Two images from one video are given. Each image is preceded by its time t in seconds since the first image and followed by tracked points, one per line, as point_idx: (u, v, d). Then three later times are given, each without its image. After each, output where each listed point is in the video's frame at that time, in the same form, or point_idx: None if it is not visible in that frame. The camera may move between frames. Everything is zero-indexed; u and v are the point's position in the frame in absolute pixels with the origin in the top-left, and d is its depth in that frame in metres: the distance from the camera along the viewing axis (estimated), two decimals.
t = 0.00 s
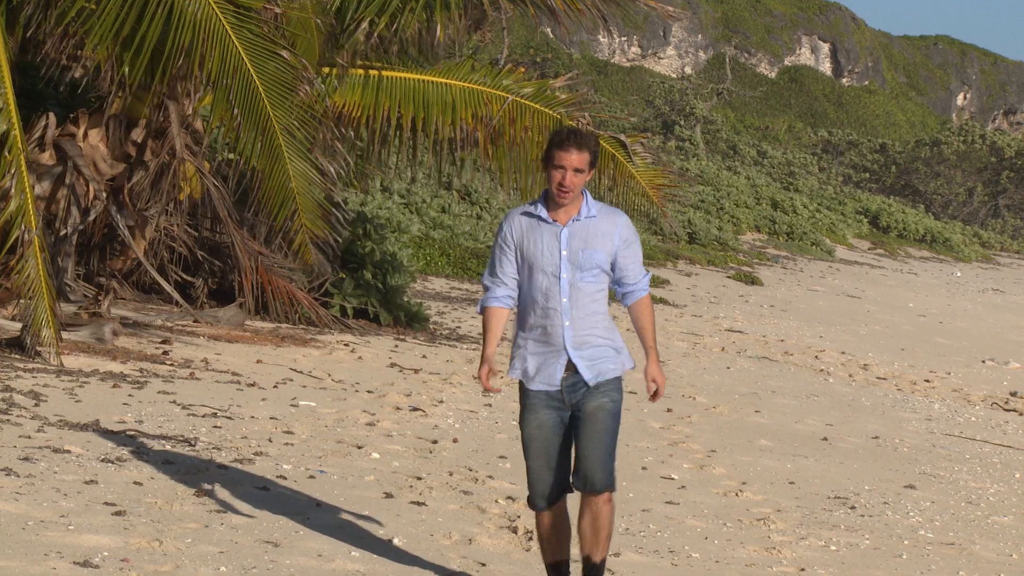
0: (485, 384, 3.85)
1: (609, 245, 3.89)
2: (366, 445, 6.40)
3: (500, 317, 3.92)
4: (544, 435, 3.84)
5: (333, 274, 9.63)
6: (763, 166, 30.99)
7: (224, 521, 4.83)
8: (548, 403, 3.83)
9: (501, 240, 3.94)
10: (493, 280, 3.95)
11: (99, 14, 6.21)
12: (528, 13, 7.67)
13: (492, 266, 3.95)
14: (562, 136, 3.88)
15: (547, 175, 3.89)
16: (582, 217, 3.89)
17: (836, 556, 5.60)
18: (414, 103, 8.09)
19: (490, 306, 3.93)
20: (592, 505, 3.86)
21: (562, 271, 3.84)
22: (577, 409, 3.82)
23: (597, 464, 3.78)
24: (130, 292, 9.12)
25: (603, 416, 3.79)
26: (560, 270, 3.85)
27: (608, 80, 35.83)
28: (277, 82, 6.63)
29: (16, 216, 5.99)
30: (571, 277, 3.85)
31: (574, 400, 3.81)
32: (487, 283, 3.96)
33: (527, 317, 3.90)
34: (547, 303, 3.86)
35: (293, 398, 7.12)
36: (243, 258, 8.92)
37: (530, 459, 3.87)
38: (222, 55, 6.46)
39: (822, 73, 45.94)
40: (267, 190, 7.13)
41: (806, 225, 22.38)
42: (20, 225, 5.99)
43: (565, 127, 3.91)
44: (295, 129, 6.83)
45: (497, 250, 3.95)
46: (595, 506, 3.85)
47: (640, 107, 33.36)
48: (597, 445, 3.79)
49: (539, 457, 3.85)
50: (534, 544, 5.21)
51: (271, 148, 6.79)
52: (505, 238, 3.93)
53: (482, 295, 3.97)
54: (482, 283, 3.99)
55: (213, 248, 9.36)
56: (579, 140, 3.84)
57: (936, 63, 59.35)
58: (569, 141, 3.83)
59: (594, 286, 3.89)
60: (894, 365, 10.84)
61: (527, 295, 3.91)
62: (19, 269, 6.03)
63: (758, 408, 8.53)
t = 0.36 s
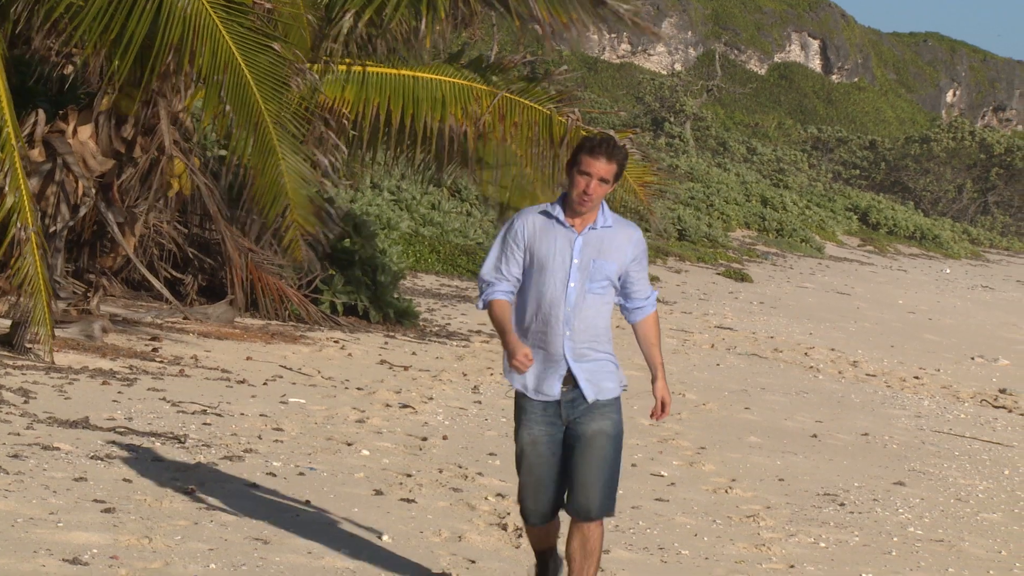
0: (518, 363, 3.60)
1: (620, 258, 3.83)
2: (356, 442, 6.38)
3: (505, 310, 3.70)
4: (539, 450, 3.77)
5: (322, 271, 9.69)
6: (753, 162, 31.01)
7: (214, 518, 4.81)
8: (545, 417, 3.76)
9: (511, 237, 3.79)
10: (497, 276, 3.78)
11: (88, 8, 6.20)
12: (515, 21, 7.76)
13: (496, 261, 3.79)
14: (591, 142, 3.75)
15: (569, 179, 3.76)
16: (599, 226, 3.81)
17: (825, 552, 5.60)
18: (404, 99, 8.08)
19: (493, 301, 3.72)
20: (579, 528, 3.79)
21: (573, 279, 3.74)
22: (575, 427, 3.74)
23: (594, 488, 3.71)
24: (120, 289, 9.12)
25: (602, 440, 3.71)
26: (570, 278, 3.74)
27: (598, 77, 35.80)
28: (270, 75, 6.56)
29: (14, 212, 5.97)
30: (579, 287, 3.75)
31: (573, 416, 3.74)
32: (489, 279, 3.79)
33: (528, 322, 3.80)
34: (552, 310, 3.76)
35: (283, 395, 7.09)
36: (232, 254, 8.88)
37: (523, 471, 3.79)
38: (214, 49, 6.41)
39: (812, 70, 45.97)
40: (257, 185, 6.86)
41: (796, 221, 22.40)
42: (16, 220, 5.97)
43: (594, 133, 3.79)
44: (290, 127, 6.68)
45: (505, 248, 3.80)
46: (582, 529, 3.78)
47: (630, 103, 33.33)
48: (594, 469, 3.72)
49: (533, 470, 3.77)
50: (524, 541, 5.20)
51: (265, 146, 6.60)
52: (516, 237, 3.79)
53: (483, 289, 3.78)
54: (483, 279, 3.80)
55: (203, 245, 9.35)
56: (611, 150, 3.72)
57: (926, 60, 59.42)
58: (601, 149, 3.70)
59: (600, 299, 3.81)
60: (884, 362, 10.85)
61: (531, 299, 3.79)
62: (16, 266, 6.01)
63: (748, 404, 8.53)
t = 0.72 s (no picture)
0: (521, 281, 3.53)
1: (620, 252, 3.66)
2: (339, 440, 6.35)
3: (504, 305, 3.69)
4: (545, 430, 3.54)
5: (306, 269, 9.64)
6: (736, 160, 31.05)
7: (197, 516, 4.79)
8: (551, 404, 3.57)
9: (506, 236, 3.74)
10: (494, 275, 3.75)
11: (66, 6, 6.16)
12: (495, 20, 7.77)
13: (493, 262, 3.76)
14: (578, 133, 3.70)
15: (559, 173, 3.71)
16: (594, 221, 3.68)
17: (808, 549, 5.61)
18: (388, 99, 8.02)
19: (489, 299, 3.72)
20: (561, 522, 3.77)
21: (569, 276, 3.63)
22: (576, 429, 3.62)
23: (585, 495, 3.68)
24: (103, 287, 9.07)
25: (600, 449, 3.63)
26: (570, 275, 3.62)
27: (582, 75, 35.79)
28: (244, 78, 6.59)
29: None
30: (580, 284, 3.64)
31: (574, 418, 3.62)
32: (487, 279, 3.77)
33: (529, 321, 3.67)
34: (550, 308, 3.63)
35: (266, 393, 7.06)
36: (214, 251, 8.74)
37: (526, 444, 3.53)
38: (190, 51, 6.41)
39: (794, 68, 46.07)
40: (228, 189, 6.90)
41: (779, 220, 22.44)
42: None
43: (582, 124, 3.73)
44: (262, 131, 6.74)
45: (501, 247, 3.76)
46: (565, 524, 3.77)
47: (613, 101, 33.33)
48: (589, 475, 3.65)
49: (537, 446, 3.53)
50: (507, 538, 5.19)
51: (236, 150, 6.65)
52: (510, 236, 3.73)
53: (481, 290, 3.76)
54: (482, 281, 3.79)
55: (185, 242, 9.29)
56: (597, 138, 3.66)
57: (908, 58, 59.59)
58: (585, 137, 3.64)
59: (603, 295, 3.67)
60: (867, 360, 10.88)
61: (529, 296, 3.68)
62: None
63: (731, 402, 8.54)
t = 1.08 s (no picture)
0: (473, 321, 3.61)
1: (604, 253, 3.60)
2: (323, 437, 6.32)
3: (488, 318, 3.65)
4: (535, 457, 3.51)
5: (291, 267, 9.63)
6: (720, 157, 31.08)
7: (181, 513, 4.76)
8: (542, 427, 3.53)
9: (487, 247, 3.70)
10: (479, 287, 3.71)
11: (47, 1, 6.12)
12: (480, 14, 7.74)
13: (478, 274, 3.72)
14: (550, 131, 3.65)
15: (534, 175, 3.66)
16: (574, 222, 3.62)
17: (791, 546, 5.61)
18: (371, 97, 7.99)
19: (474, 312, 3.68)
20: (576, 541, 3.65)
21: (554, 281, 3.58)
22: (575, 442, 3.55)
23: (593, 509, 3.57)
24: (86, 284, 9.02)
25: (603, 461, 3.54)
26: (554, 280, 3.58)
27: (566, 71, 35.76)
28: (225, 76, 6.58)
29: None
30: (565, 288, 3.58)
31: (572, 430, 3.55)
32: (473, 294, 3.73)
33: (518, 333, 3.62)
34: (537, 316, 3.59)
35: (250, 390, 7.02)
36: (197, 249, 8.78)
37: (513, 477, 3.52)
38: (171, 49, 6.39)
39: (778, 65, 46.14)
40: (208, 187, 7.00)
41: (763, 216, 22.47)
42: None
43: (552, 121, 3.69)
44: (243, 127, 6.78)
45: (483, 258, 3.71)
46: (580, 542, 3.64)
47: (597, 98, 33.31)
48: (594, 487, 3.55)
49: (528, 479, 3.51)
50: (491, 535, 5.18)
51: (217, 147, 6.71)
52: (491, 246, 3.69)
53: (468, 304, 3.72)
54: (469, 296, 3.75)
55: (169, 239, 9.25)
56: (567, 135, 3.62)
57: (892, 54, 59.72)
58: (556, 135, 3.60)
59: (591, 297, 3.61)
60: (850, 356, 10.90)
61: (516, 307, 3.64)
62: None
63: (715, 399, 8.54)
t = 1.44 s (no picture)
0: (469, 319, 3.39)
1: (604, 255, 3.49)
2: (306, 433, 6.28)
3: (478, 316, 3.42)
4: (524, 470, 3.39)
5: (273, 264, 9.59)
6: (703, 154, 31.11)
7: (164, 510, 4.73)
8: (528, 435, 3.38)
9: (481, 236, 3.47)
10: (466, 277, 3.46)
11: None
12: (461, 10, 7.72)
13: (466, 264, 3.47)
14: (563, 126, 3.47)
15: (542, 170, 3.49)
16: (578, 222, 3.46)
17: (774, 543, 5.61)
18: (354, 93, 7.93)
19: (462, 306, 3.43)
20: (581, 549, 3.44)
21: (554, 280, 3.40)
22: (564, 437, 3.38)
23: (590, 506, 3.38)
24: (68, 281, 8.98)
25: (594, 450, 3.37)
26: (552, 278, 3.40)
27: (548, 68, 35.72)
28: (207, 70, 6.55)
29: None
30: (562, 288, 3.41)
31: (561, 429, 3.38)
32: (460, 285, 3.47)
33: (507, 332, 3.44)
34: (532, 316, 3.40)
35: (232, 386, 6.98)
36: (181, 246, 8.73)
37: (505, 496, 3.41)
38: (152, 44, 6.34)
39: (761, 62, 46.21)
40: (189, 185, 6.99)
41: (746, 214, 22.51)
42: None
43: (566, 116, 3.51)
44: (226, 122, 6.74)
45: (475, 248, 3.48)
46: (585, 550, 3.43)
47: (580, 95, 33.29)
48: (589, 484, 3.37)
49: (515, 490, 3.40)
50: (474, 532, 5.16)
51: (199, 142, 6.67)
52: (486, 236, 3.46)
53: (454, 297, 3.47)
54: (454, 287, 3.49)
55: (151, 236, 9.20)
56: (583, 132, 3.44)
57: (874, 52, 59.86)
58: (571, 132, 3.42)
59: (585, 300, 3.47)
60: (833, 353, 10.92)
61: (509, 304, 3.44)
62: None
63: (698, 396, 8.54)
